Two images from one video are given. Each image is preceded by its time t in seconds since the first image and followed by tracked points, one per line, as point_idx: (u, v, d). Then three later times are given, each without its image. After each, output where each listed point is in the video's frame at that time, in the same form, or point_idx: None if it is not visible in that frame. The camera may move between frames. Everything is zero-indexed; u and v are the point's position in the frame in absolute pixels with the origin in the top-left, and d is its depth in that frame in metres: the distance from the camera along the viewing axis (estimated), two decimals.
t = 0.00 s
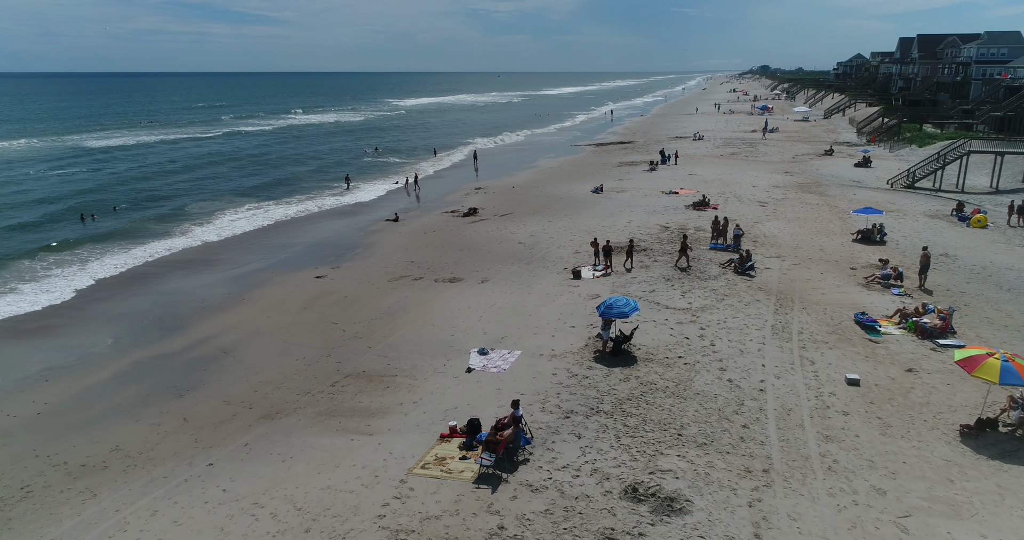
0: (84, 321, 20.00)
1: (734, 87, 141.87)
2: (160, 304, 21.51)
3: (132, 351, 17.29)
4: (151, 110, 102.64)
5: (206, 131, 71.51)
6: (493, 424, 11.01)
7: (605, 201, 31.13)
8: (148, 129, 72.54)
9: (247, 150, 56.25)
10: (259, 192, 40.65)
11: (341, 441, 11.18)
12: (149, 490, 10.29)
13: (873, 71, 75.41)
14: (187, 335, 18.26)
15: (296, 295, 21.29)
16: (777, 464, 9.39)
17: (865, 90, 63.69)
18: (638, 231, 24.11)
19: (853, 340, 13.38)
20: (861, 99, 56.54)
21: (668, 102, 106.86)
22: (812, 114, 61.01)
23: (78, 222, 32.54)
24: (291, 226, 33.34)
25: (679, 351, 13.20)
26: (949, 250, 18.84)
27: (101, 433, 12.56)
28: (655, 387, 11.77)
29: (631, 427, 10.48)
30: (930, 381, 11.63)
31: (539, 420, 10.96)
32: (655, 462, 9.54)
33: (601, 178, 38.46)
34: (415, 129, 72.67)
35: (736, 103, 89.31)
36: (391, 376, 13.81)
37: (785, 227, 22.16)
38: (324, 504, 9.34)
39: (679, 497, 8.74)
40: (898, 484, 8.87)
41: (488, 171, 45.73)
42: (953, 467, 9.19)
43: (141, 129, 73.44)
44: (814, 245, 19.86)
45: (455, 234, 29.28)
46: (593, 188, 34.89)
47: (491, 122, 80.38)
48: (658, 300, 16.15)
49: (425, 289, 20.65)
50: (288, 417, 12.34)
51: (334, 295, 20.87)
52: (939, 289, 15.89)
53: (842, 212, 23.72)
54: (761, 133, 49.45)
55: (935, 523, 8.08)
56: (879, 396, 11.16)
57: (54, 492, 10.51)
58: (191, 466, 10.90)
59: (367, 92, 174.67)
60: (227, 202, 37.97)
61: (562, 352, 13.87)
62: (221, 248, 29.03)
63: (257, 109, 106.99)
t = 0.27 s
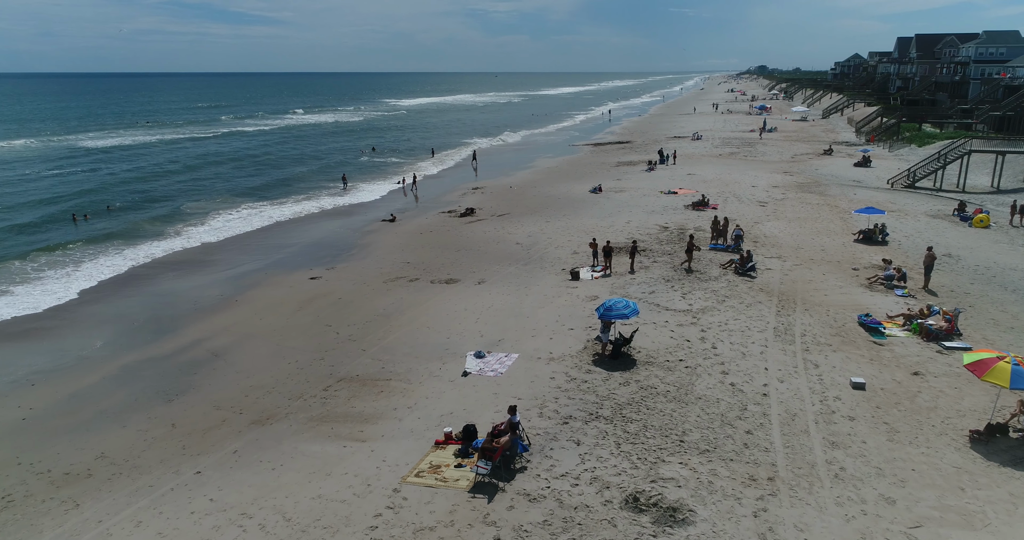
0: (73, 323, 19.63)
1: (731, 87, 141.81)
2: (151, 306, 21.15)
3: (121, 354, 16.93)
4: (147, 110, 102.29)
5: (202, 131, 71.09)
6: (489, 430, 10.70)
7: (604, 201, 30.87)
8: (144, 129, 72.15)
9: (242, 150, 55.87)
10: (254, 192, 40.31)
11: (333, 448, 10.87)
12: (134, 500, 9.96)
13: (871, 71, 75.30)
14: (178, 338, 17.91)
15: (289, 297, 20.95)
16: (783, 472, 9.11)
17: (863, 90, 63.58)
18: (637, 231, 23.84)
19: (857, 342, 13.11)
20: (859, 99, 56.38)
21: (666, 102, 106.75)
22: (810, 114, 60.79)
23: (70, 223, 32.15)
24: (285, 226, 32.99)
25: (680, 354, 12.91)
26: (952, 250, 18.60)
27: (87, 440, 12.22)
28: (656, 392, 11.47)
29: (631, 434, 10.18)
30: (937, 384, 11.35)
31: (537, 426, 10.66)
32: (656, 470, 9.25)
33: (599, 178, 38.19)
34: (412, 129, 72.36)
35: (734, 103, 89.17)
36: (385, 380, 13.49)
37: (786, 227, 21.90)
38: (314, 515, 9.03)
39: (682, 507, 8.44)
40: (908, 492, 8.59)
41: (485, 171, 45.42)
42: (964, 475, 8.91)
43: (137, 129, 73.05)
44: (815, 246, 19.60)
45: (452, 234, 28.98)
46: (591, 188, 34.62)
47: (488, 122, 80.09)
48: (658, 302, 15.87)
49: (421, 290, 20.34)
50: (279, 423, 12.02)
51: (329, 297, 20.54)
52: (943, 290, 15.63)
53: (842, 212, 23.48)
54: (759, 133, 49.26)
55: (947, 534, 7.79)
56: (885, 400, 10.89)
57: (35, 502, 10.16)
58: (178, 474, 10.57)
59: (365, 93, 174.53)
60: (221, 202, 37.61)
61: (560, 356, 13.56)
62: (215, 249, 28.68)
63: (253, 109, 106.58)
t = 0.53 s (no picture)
0: (62, 326, 19.27)
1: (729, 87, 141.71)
2: (142, 308, 20.80)
3: (110, 358, 16.59)
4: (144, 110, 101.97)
5: (198, 131, 70.69)
6: (485, 437, 10.40)
7: (602, 201, 30.62)
8: (140, 130, 71.82)
9: (238, 150, 55.50)
10: (249, 192, 39.99)
11: (324, 455, 10.55)
12: (117, 510, 9.64)
13: (869, 70, 75.14)
14: (168, 341, 17.57)
15: (283, 299, 20.64)
16: (788, 481, 8.82)
17: (861, 90, 63.41)
18: (636, 232, 23.56)
19: (862, 345, 12.83)
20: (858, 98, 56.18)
21: (664, 102, 106.59)
22: (809, 114, 60.55)
23: (62, 224, 31.78)
24: (280, 227, 32.65)
25: (680, 357, 12.63)
26: (956, 250, 18.33)
27: (71, 447, 11.88)
28: (657, 397, 11.18)
29: (632, 441, 9.89)
30: (945, 389, 11.07)
31: (535, 433, 10.36)
32: (658, 479, 8.95)
33: (597, 178, 37.93)
34: (409, 129, 72.01)
35: (732, 102, 88.99)
36: (379, 385, 13.18)
37: (786, 227, 21.65)
38: (303, 526, 8.71)
39: (685, 518, 8.14)
40: (918, 502, 8.31)
41: (483, 171, 45.13)
42: (975, 483, 8.63)
43: (133, 129, 72.69)
44: (816, 246, 19.34)
45: (449, 235, 28.67)
46: (589, 188, 34.34)
47: (486, 122, 79.82)
48: (658, 303, 15.58)
49: (417, 292, 20.04)
50: (270, 430, 11.70)
51: (323, 299, 20.22)
52: (947, 291, 15.37)
53: (843, 211, 23.25)
54: (758, 133, 49.05)
55: None
56: (892, 405, 10.61)
57: (15, 513, 9.83)
58: (164, 483, 10.24)
59: (362, 93, 174.30)
60: (216, 203, 37.25)
61: (558, 359, 13.26)
62: (208, 250, 28.34)
63: (250, 109, 106.18)
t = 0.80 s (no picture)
0: (51, 328, 18.93)
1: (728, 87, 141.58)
2: (134, 310, 20.46)
3: (98, 362, 16.26)
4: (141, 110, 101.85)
5: (194, 132, 70.31)
6: (481, 445, 10.10)
7: (601, 201, 30.37)
8: (138, 130, 71.52)
9: (235, 150, 55.15)
10: (245, 193, 39.69)
11: (316, 464, 10.24)
12: (100, 522, 9.31)
13: (868, 70, 74.91)
14: (159, 344, 17.24)
15: (277, 301, 20.32)
16: (795, 490, 8.53)
17: (859, 90, 63.26)
18: (635, 232, 23.28)
19: (867, 348, 12.52)
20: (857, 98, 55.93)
21: (662, 103, 106.49)
22: (808, 114, 60.29)
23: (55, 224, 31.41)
24: (275, 227, 32.31)
25: (682, 361, 12.34)
26: (959, 251, 18.05)
27: (56, 454, 11.54)
28: (658, 402, 10.89)
29: (633, 449, 9.60)
30: (954, 394, 10.78)
31: (532, 441, 10.07)
32: (660, 489, 8.64)
33: (596, 177, 37.66)
34: (406, 130, 71.67)
35: (731, 103, 88.80)
36: (373, 391, 12.87)
37: (787, 228, 21.38)
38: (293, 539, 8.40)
39: (688, 530, 7.83)
40: (930, 513, 8.01)
41: (480, 171, 44.83)
42: (988, 493, 8.34)
43: (130, 129, 72.37)
44: (818, 247, 19.07)
45: (446, 235, 28.37)
46: (587, 188, 34.06)
47: (484, 123, 79.52)
48: (658, 305, 15.30)
49: (413, 293, 19.74)
50: (261, 438, 11.39)
51: (317, 301, 19.91)
52: (953, 293, 15.09)
53: (844, 212, 23.00)
54: (757, 133, 48.81)
55: None
56: (900, 411, 10.31)
57: None
58: (150, 493, 9.92)
59: (361, 93, 174.06)
60: (211, 203, 36.92)
61: (556, 363, 12.96)
62: (203, 251, 28.01)
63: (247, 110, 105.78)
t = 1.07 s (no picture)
0: (40, 331, 18.59)
1: (726, 87, 141.47)
2: (126, 312, 20.15)
3: (87, 365, 15.94)
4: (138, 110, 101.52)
5: (191, 132, 69.94)
6: (478, 453, 9.80)
7: (600, 201, 30.10)
8: (134, 130, 71.16)
9: (231, 150, 54.82)
10: (241, 193, 39.36)
11: (307, 473, 9.93)
12: (83, 534, 8.99)
13: (867, 70, 74.73)
14: (150, 348, 16.92)
15: (271, 303, 20.01)
16: (803, 500, 8.24)
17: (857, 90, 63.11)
18: (634, 233, 23.01)
19: (873, 352, 12.23)
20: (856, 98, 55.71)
21: (660, 103, 106.35)
22: (807, 114, 60.07)
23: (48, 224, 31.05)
24: (271, 228, 31.98)
25: (683, 365, 12.07)
26: (964, 252, 17.78)
27: (40, 462, 11.22)
28: (660, 408, 10.61)
29: (635, 457, 9.31)
30: (963, 399, 10.48)
31: (531, 448, 9.78)
32: (663, 499, 8.35)
33: (595, 177, 37.39)
34: (404, 130, 71.39)
35: (730, 102, 88.64)
36: (368, 396, 12.56)
37: (789, 228, 21.12)
38: None
39: None
40: (943, 524, 7.72)
41: (478, 171, 44.52)
42: (1003, 503, 8.04)
43: (126, 129, 72.02)
44: (820, 248, 18.79)
45: (443, 236, 28.08)
46: (586, 188, 33.80)
47: (482, 123, 79.22)
48: (659, 308, 15.01)
49: (409, 295, 19.45)
50: (251, 446, 11.09)
51: (312, 303, 19.61)
52: (958, 294, 14.80)
53: (846, 212, 22.74)
54: (756, 133, 48.63)
55: None
56: (908, 416, 10.02)
57: None
58: (135, 504, 9.60)
59: (359, 93, 173.88)
60: (207, 203, 36.58)
61: (555, 367, 12.66)
62: (197, 252, 27.69)
63: (244, 110, 105.43)
